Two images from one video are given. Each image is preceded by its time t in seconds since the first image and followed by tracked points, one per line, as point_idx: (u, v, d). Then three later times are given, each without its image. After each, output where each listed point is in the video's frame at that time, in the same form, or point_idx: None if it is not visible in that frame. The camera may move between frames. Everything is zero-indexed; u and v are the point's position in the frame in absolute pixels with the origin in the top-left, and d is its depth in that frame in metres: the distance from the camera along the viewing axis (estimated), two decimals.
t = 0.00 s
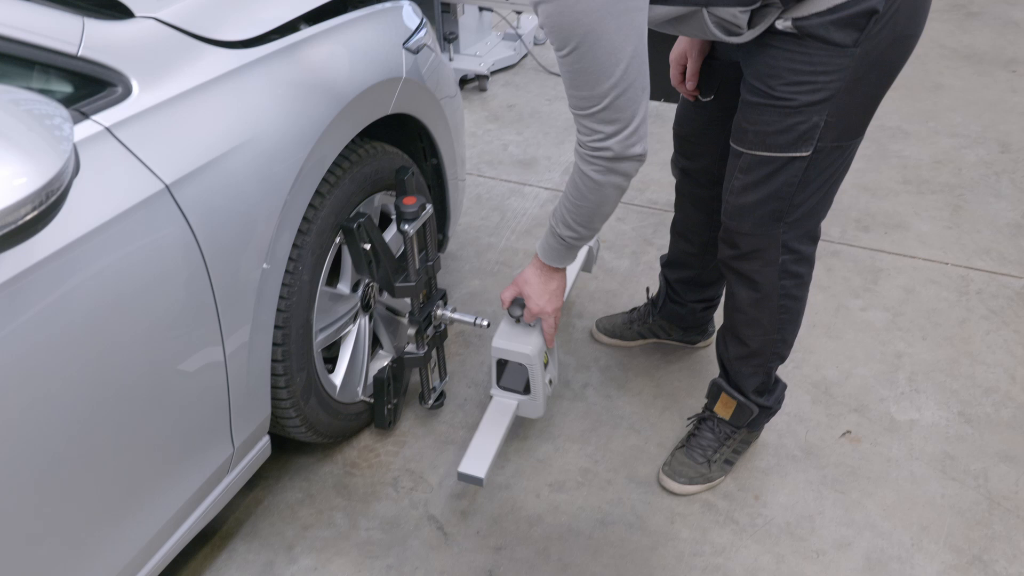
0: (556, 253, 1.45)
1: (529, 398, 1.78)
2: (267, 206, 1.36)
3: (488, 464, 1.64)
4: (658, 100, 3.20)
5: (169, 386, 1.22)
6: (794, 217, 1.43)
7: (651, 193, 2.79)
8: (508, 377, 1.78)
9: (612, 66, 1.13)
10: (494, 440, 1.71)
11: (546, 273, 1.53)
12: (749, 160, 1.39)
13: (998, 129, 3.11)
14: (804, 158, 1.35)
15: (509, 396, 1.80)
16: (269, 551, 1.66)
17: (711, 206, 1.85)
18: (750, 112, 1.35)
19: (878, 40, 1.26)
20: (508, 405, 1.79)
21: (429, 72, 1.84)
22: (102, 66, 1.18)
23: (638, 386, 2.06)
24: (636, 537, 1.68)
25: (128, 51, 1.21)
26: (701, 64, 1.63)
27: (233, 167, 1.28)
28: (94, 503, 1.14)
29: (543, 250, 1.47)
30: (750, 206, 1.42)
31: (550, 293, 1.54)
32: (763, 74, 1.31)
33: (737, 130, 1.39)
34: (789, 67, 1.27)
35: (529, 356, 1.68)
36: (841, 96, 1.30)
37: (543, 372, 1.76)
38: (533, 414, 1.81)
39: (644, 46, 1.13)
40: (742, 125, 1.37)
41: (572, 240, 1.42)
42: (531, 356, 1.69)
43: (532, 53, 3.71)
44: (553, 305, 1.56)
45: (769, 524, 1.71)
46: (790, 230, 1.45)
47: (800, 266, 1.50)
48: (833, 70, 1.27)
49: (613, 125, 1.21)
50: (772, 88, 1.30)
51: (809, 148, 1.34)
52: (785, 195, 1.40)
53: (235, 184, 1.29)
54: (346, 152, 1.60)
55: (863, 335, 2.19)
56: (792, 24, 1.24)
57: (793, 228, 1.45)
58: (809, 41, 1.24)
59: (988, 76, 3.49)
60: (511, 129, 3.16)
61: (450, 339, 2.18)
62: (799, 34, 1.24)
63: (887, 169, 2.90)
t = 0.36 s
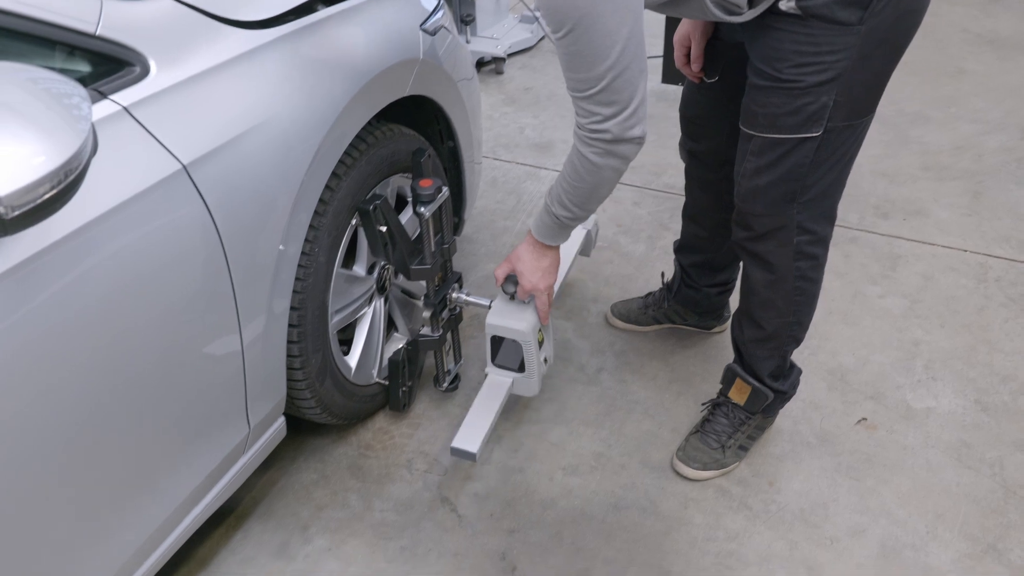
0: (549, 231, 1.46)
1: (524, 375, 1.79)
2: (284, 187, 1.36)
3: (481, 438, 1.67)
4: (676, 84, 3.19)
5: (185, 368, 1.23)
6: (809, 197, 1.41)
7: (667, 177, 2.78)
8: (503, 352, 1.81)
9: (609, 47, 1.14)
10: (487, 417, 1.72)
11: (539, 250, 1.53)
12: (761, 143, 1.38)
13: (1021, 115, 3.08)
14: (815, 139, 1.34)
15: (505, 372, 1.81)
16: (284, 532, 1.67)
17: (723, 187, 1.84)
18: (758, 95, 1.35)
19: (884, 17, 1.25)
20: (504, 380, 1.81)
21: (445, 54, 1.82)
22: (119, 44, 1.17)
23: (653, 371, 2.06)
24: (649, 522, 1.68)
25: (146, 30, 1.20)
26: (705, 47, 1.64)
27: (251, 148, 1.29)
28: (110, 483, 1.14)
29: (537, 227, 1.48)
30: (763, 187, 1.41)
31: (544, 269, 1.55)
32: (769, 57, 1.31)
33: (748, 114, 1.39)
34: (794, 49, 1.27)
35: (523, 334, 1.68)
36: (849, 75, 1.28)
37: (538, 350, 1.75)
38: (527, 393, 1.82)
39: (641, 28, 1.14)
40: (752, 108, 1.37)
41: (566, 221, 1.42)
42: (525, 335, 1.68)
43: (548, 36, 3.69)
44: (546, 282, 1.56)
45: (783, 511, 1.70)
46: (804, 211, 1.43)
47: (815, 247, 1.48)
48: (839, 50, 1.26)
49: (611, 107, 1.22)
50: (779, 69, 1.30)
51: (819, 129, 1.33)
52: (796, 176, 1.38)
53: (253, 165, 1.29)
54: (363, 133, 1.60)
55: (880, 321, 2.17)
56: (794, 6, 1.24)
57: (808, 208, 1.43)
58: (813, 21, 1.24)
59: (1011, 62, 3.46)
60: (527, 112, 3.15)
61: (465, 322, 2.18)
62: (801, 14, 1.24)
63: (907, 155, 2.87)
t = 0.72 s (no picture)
0: (551, 227, 1.46)
1: (530, 371, 1.77)
2: (295, 181, 1.36)
3: (477, 432, 1.68)
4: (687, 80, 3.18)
5: (194, 361, 1.23)
6: (819, 191, 1.41)
7: (678, 174, 2.77)
8: (511, 349, 1.80)
9: (615, 44, 1.14)
10: (488, 410, 1.73)
11: (539, 241, 1.53)
12: (770, 139, 1.38)
13: None
14: (823, 133, 1.34)
15: (510, 368, 1.80)
16: (292, 526, 1.68)
17: (729, 184, 1.84)
18: (764, 90, 1.35)
19: (888, 10, 1.25)
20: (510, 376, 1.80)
21: (456, 49, 1.82)
22: (131, 36, 1.16)
23: (662, 367, 2.05)
24: (657, 519, 1.68)
25: (159, 23, 1.19)
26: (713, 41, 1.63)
27: (263, 142, 1.29)
28: (118, 476, 1.14)
29: (537, 221, 1.47)
30: (773, 182, 1.41)
31: (544, 261, 1.54)
32: (775, 53, 1.30)
33: (754, 109, 1.39)
34: (799, 44, 1.27)
35: (525, 328, 1.67)
36: (855, 69, 1.28)
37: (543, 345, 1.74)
38: (532, 389, 1.81)
39: (645, 22, 1.15)
40: (759, 104, 1.37)
41: (569, 217, 1.42)
42: (527, 329, 1.67)
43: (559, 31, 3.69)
44: (547, 273, 1.56)
45: (791, 509, 1.70)
46: (815, 205, 1.43)
47: (827, 242, 1.48)
48: (845, 44, 1.25)
49: (618, 103, 1.22)
50: (785, 64, 1.29)
51: (826, 123, 1.33)
52: (804, 171, 1.38)
53: (264, 159, 1.29)
54: (374, 127, 1.60)
55: (891, 320, 2.17)
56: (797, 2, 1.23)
57: (818, 203, 1.43)
58: (819, 16, 1.24)
59: None
60: (538, 108, 3.14)
61: (474, 317, 2.18)
62: (806, 9, 1.24)
63: (918, 153, 2.86)
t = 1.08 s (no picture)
0: (552, 224, 1.45)
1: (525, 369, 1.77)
2: (297, 181, 1.36)
3: (471, 431, 1.68)
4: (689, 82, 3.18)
5: (195, 361, 1.23)
6: (821, 192, 1.41)
7: (679, 176, 2.77)
8: (505, 347, 1.80)
9: (623, 46, 1.14)
10: (480, 408, 1.73)
11: (539, 239, 1.52)
12: (772, 140, 1.38)
13: None
14: (826, 134, 1.34)
15: (504, 367, 1.81)
16: (292, 526, 1.67)
17: (731, 187, 1.84)
18: (767, 92, 1.35)
19: (891, 11, 1.25)
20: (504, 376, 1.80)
21: (458, 50, 1.82)
22: (134, 36, 1.16)
23: (663, 369, 2.05)
24: (658, 521, 1.68)
25: (161, 23, 1.19)
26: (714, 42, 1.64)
27: (265, 142, 1.29)
28: (119, 476, 1.14)
29: (539, 218, 1.47)
30: (775, 183, 1.41)
31: (542, 257, 1.54)
32: (778, 55, 1.30)
33: (756, 110, 1.39)
34: (802, 46, 1.27)
35: (519, 327, 1.67)
36: (857, 70, 1.28)
37: (538, 343, 1.74)
38: (526, 388, 1.82)
39: (652, 25, 1.15)
40: (763, 105, 1.37)
41: (573, 216, 1.42)
42: (521, 327, 1.67)
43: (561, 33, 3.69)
44: (545, 270, 1.56)
45: (792, 512, 1.70)
46: (817, 206, 1.43)
47: (829, 243, 1.48)
48: (847, 45, 1.26)
49: (626, 105, 1.22)
50: (788, 65, 1.29)
51: (829, 124, 1.33)
52: (807, 172, 1.38)
53: (266, 159, 1.29)
54: (376, 128, 1.60)
55: (892, 323, 2.17)
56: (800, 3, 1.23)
57: (820, 204, 1.43)
58: (821, 17, 1.24)
59: None
60: (540, 109, 3.14)
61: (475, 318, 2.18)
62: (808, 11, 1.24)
63: (920, 156, 2.86)
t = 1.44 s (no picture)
0: (537, 225, 1.44)
1: (506, 368, 1.78)
2: (298, 182, 1.36)
3: (453, 426, 1.68)
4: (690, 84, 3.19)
5: (196, 361, 1.23)
6: (820, 195, 1.41)
7: (680, 177, 2.77)
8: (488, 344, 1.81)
9: (620, 52, 1.14)
10: (462, 403, 1.73)
11: (524, 238, 1.50)
12: (772, 141, 1.38)
13: None
14: (826, 136, 1.34)
15: (486, 363, 1.81)
16: (292, 527, 1.67)
17: (732, 188, 1.84)
18: (768, 94, 1.35)
19: (893, 13, 1.25)
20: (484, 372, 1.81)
21: (459, 51, 1.82)
22: (135, 37, 1.16)
23: (663, 371, 2.06)
24: (657, 523, 1.68)
25: (164, 25, 1.19)
26: (716, 43, 1.64)
27: (266, 144, 1.29)
28: (119, 477, 1.14)
29: (524, 219, 1.46)
30: (775, 184, 1.41)
31: (525, 258, 1.52)
32: (780, 56, 1.31)
33: (757, 112, 1.39)
34: (803, 47, 1.27)
35: (500, 324, 1.68)
36: (858, 72, 1.28)
37: (519, 342, 1.75)
38: (506, 383, 1.81)
39: (651, 32, 1.15)
40: (764, 107, 1.37)
41: (558, 219, 1.42)
42: (501, 325, 1.68)
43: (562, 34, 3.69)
44: (528, 268, 1.54)
45: (792, 514, 1.70)
46: (816, 209, 1.43)
47: (829, 245, 1.48)
48: (849, 47, 1.26)
49: (619, 112, 1.22)
50: (789, 66, 1.30)
51: (829, 126, 1.33)
52: (806, 173, 1.38)
53: (267, 160, 1.29)
54: (377, 130, 1.60)
55: (893, 325, 2.17)
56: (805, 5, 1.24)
57: (820, 206, 1.43)
58: (823, 19, 1.24)
59: None
60: (541, 111, 3.14)
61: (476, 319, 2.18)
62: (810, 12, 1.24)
63: (921, 158, 2.86)
